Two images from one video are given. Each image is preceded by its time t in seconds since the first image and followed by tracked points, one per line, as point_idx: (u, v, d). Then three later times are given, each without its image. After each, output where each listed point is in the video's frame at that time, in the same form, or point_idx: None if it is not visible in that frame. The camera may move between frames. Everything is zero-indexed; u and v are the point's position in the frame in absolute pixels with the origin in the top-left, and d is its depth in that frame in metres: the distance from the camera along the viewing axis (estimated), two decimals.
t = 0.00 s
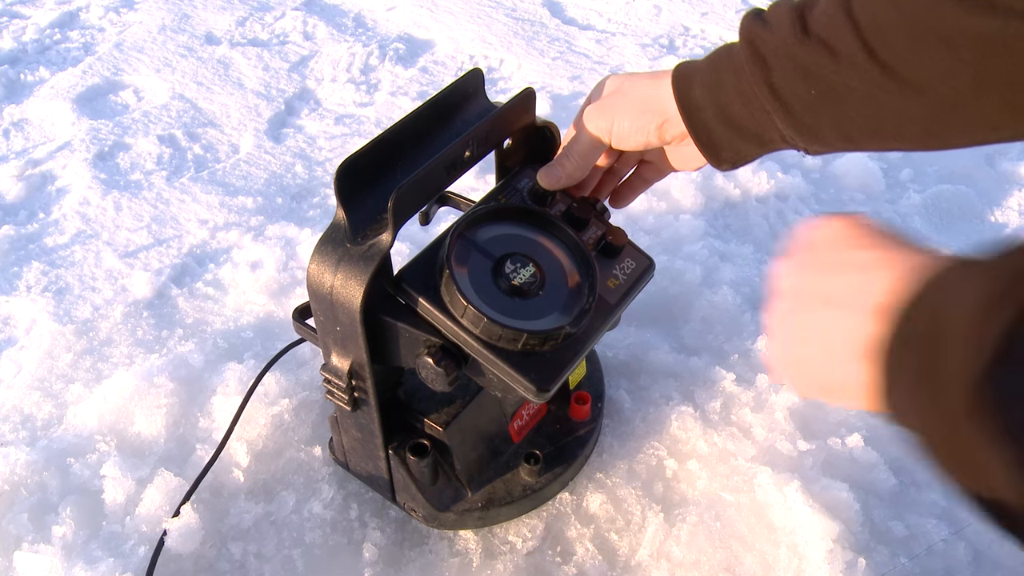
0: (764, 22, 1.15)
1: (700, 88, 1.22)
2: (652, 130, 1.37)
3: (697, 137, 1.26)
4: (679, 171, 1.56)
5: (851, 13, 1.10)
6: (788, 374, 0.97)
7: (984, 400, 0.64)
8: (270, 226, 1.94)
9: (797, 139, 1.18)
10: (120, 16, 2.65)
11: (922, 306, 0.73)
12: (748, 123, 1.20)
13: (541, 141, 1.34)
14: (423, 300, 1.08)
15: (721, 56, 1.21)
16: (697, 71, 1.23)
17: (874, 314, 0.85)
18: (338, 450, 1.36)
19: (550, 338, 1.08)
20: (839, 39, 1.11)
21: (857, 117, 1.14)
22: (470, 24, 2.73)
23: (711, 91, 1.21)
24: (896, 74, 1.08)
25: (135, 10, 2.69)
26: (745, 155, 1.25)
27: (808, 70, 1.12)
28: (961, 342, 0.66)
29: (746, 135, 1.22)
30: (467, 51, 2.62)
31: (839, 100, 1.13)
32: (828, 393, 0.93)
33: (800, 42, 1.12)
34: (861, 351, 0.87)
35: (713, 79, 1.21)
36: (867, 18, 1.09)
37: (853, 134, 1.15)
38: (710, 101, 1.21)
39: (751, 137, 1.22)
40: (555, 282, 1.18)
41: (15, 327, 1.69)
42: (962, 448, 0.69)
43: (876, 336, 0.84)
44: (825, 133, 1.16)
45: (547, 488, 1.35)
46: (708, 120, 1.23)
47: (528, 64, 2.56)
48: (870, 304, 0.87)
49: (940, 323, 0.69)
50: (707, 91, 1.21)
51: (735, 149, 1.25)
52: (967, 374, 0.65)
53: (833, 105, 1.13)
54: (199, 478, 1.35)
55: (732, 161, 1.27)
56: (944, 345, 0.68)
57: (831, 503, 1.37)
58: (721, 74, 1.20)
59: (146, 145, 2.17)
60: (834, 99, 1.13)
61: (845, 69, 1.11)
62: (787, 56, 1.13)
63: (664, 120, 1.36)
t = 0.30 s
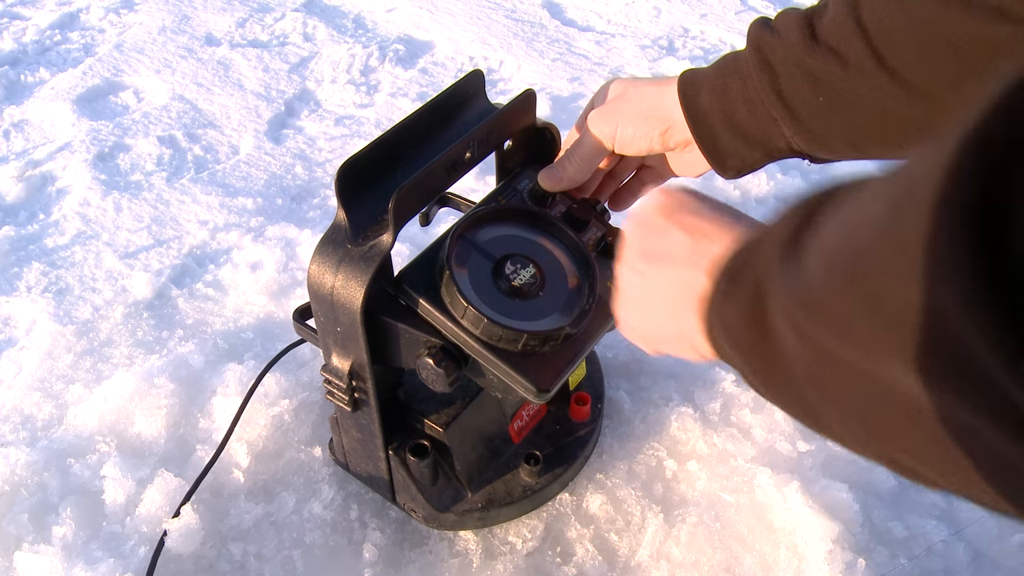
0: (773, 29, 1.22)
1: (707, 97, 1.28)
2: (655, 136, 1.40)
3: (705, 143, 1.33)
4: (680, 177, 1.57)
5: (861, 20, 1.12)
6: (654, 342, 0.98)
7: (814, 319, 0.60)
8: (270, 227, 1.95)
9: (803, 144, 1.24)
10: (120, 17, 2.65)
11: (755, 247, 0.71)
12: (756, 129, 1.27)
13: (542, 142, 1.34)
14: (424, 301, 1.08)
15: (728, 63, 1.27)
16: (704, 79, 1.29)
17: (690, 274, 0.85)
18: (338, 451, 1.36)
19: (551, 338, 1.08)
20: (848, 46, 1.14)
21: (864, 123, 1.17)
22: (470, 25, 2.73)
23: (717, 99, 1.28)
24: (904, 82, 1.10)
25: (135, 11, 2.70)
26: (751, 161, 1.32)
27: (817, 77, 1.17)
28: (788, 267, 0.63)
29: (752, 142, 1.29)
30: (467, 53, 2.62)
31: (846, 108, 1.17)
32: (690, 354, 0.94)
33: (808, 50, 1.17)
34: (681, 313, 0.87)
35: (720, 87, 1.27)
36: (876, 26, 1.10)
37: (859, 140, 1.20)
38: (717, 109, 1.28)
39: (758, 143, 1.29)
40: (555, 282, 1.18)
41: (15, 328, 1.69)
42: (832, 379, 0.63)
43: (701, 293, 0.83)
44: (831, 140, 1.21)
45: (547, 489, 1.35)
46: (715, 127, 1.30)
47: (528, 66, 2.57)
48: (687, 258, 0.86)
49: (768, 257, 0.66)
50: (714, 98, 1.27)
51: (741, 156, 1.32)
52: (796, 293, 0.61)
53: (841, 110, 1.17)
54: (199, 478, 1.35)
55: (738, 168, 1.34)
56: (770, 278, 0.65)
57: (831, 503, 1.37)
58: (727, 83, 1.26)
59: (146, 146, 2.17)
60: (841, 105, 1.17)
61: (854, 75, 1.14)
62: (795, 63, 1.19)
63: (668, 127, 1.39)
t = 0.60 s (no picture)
0: (775, 28, 1.21)
1: (710, 97, 1.28)
2: (658, 136, 1.40)
3: (708, 142, 1.32)
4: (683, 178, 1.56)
5: (865, 20, 1.12)
6: (581, 281, 1.08)
7: (735, 262, 0.76)
8: (273, 228, 1.95)
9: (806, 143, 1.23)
10: (123, 18, 2.65)
11: (694, 217, 0.87)
12: (760, 127, 1.27)
13: (545, 144, 1.34)
14: (427, 301, 1.08)
15: (730, 63, 1.27)
16: (706, 79, 1.29)
17: (644, 228, 0.98)
18: (341, 452, 1.36)
19: (554, 338, 1.08)
20: (852, 45, 1.14)
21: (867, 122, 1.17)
22: (473, 26, 2.73)
23: (721, 98, 1.28)
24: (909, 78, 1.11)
25: (137, 12, 2.70)
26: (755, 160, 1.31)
27: (821, 75, 1.17)
28: (719, 223, 0.79)
29: (757, 141, 1.28)
30: (470, 54, 2.62)
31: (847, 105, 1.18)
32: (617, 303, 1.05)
33: (810, 48, 1.17)
34: (621, 253, 0.99)
35: (723, 86, 1.27)
36: (880, 26, 1.11)
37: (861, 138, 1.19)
38: (720, 108, 1.28)
39: (762, 142, 1.28)
40: (559, 283, 1.18)
41: (18, 328, 1.69)
42: (750, 317, 0.78)
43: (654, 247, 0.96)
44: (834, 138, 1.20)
45: (549, 490, 1.35)
46: (718, 126, 1.29)
47: (531, 67, 2.57)
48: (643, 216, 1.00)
49: (703, 220, 0.82)
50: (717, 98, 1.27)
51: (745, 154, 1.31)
52: (723, 242, 0.77)
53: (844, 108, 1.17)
54: (202, 479, 1.35)
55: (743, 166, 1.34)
56: (703, 233, 0.80)
57: (834, 505, 1.37)
58: (730, 82, 1.27)
59: (149, 146, 2.18)
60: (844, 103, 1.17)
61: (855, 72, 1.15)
62: (799, 61, 1.18)
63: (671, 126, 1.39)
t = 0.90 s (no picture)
0: (775, 28, 1.21)
1: (712, 98, 1.28)
2: (660, 137, 1.40)
3: (711, 144, 1.32)
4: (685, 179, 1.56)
5: (866, 20, 1.12)
6: (583, 281, 1.07)
7: (740, 257, 0.76)
8: (275, 227, 1.95)
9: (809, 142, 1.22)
10: (125, 17, 2.65)
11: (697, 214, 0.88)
12: (762, 128, 1.26)
13: (548, 145, 1.33)
14: (430, 302, 1.08)
15: (731, 63, 1.27)
16: (708, 80, 1.29)
17: (647, 224, 1.00)
18: (343, 452, 1.36)
19: (557, 339, 1.08)
20: (854, 45, 1.14)
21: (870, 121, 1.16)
22: (475, 26, 2.73)
23: (723, 99, 1.27)
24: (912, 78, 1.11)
25: (140, 11, 2.70)
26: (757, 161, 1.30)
27: (823, 74, 1.16)
28: (722, 219, 0.80)
29: (758, 141, 1.28)
30: (472, 54, 2.62)
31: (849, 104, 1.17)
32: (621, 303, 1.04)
33: (812, 46, 1.16)
34: (625, 250, 1.00)
35: (725, 87, 1.27)
36: (882, 25, 1.11)
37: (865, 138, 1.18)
38: (723, 109, 1.28)
39: (765, 142, 1.28)
40: (562, 284, 1.18)
41: (20, 327, 1.69)
42: (753, 311, 0.79)
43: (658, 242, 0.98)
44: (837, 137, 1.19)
45: (552, 491, 1.35)
46: (721, 127, 1.29)
47: (534, 67, 2.56)
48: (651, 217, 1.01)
49: (705, 217, 0.83)
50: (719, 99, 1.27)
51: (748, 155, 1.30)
52: (727, 238, 0.78)
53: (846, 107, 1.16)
54: (204, 479, 1.35)
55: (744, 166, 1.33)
56: (707, 229, 0.81)
57: (836, 507, 1.37)
58: (732, 83, 1.26)
59: (151, 145, 2.17)
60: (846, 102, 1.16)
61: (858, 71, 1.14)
62: (801, 60, 1.18)
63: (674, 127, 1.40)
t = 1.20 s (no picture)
0: (777, 29, 1.21)
1: (713, 97, 1.28)
2: (662, 137, 1.40)
3: (712, 142, 1.33)
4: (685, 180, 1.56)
5: (868, 19, 1.12)
6: (583, 265, 1.08)
7: (738, 248, 0.76)
8: (276, 228, 1.95)
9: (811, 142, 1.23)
10: (126, 18, 2.65)
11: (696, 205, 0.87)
12: (763, 127, 1.26)
13: (549, 145, 1.33)
14: (431, 303, 1.08)
15: (733, 63, 1.27)
16: (709, 80, 1.29)
17: (648, 212, 1.00)
18: (344, 452, 1.36)
19: (558, 340, 1.08)
20: (856, 44, 1.14)
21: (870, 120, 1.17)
22: (476, 26, 2.73)
23: (724, 99, 1.27)
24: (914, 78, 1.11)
25: (140, 11, 2.70)
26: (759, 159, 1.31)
27: (825, 74, 1.16)
28: (721, 209, 0.79)
29: (759, 140, 1.28)
30: (473, 54, 2.62)
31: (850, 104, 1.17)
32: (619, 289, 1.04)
33: (814, 48, 1.16)
34: (626, 235, 1.00)
35: (726, 86, 1.27)
36: (884, 25, 1.11)
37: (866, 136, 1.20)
38: (724, 108, 1.28)
39: (765, 141, 1.28)
40: (563, 285, 1.18)
41: (21, 328, 1.69)
42: (751, 300, 0.79)
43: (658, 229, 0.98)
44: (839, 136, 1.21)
45: (553, 491, 1.35)
46: (722, 126, 1.29)
47: (534, 67, 2.56)
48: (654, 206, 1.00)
49: (705, 206, 0.83)
50: (721, 99, 1.27)
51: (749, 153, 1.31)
52: (725, 228, 0.77)
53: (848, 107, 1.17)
54: (204, 480, 1.35)
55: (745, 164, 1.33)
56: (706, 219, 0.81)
57: (837, 507, 1.37)
58: (734, 82, 1.26)
59: (152, 146, 2.17)
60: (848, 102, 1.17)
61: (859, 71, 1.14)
62: (802, 61, 1.18)
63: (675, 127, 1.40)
